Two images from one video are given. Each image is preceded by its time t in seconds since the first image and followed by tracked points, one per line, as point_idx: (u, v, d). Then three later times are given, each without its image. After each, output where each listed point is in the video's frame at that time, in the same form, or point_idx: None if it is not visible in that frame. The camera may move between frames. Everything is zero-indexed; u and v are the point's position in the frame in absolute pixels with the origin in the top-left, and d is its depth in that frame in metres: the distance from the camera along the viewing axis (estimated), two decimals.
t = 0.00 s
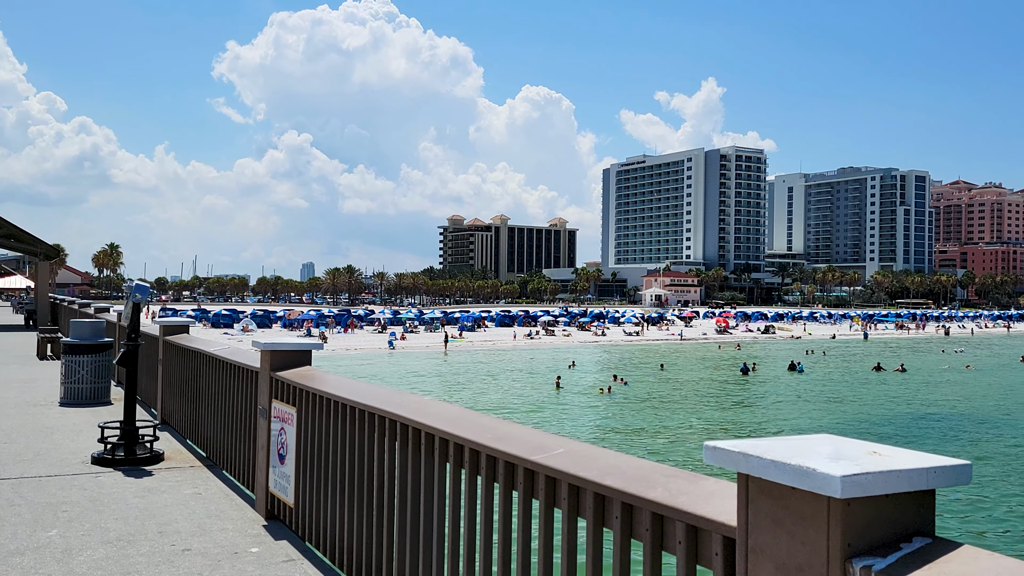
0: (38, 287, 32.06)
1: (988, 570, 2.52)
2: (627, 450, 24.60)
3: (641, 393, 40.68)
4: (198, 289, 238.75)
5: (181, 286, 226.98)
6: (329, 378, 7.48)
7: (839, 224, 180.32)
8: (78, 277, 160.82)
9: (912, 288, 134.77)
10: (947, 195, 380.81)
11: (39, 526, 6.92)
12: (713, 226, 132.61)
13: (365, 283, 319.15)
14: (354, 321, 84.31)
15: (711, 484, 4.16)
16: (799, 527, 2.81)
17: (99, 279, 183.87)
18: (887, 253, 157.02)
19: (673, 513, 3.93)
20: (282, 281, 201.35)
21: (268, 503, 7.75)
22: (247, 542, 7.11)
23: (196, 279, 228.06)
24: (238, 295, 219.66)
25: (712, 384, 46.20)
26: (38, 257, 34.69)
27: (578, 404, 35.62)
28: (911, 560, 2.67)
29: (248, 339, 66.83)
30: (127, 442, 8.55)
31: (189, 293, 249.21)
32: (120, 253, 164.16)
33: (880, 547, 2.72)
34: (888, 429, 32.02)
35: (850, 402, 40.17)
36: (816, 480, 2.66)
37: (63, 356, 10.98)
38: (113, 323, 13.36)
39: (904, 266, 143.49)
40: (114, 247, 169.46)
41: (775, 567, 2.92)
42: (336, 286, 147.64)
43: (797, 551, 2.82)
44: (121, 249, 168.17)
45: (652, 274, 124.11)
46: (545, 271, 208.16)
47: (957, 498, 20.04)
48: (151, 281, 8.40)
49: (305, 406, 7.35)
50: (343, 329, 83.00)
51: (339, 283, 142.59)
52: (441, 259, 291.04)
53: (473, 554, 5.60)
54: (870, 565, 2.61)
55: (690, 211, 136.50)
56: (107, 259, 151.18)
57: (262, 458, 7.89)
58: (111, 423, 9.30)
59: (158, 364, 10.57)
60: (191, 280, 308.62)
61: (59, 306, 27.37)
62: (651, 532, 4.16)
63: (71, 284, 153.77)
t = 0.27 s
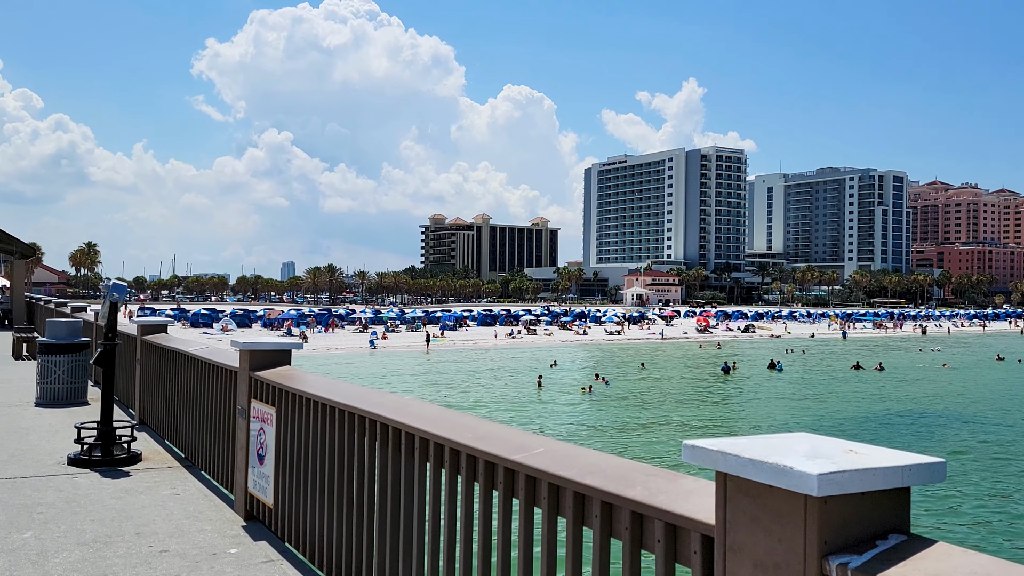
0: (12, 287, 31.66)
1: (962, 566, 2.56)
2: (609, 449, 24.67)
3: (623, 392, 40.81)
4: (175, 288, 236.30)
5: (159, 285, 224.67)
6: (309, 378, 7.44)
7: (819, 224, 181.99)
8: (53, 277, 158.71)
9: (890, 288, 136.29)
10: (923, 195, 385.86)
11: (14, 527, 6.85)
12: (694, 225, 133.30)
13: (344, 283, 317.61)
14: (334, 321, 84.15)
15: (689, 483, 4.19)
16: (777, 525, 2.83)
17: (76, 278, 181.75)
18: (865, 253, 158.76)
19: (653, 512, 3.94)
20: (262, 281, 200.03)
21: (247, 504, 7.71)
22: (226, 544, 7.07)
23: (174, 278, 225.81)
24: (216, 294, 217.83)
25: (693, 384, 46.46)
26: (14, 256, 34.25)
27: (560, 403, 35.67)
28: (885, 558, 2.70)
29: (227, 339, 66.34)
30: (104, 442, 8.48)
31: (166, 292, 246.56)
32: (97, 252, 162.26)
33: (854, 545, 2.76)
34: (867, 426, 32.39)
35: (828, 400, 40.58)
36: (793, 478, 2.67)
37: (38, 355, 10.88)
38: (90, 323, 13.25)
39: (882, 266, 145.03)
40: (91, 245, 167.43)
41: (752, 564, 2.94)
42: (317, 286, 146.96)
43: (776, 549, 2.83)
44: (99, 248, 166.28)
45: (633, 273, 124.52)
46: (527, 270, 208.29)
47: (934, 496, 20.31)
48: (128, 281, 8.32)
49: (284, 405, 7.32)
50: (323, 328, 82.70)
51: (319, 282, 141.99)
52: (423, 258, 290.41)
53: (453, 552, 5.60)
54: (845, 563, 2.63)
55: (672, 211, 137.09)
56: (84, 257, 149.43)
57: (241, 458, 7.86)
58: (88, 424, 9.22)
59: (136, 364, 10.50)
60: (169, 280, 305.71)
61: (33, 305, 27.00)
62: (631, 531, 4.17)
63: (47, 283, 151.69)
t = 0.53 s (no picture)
0: None
1: (940, 564, 2.59)
2: (592, 448, 24.74)
3: (607, 391, 40.92)
4: (155, 286, 234.40)
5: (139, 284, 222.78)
6: (290, 378, 7.42)
7: (800, 224, 183.46)
8: (31, 276, 156.95)
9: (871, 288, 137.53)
10: (903, 195, 389.39)
11: None
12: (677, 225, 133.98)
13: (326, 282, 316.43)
14: (317, 320, 83.95)
15: (670, 482, 4.20)
16: (757, 524, 2.84)
17: (54, 277, 179.84)
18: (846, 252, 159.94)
19: (634, 510, 3.95)
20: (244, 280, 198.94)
21: (228, 504, 7.68)
22: (207, 544, 7.03)
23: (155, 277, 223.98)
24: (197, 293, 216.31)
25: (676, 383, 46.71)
26: None
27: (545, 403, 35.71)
28: (864, 556, 2.73)
29: (207, 339, 65.97)
30: (83, 443, 8.42)
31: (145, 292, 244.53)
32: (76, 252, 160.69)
33: (833, 542, 2.78)
34: (846, 425, 32.69)
35: (808, 399, 40.90)
36: (774, 476, 2.69)
37: (17, 355, 10.79)
38: (69, 322, 13.14)
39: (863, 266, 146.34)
40: (70, 244, 165.78)
41: (733, 565, 2.96)
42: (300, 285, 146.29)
43: (755, 547, 2.85)
44: (78, 247, 164.71)
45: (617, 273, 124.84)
46: (511, 270, 208.35)
47: (913, 494, 20.50)
48: (108, 280, 8.26)
49: (265, 405, 7.29)
50: (306, 328, 82.47)
51: (302, 281, 141.37)
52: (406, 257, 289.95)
53: (437, 548, 5.59)
54: (827, 562, 2.64)
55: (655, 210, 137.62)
56: (63, 256, 147.87)
57: (222, 459, 7.82)
58: (66, 424, 9.14)
59: (115, 364, 10.41)
60: (150, 278, 303.20)
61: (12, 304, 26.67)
62: (612, 529, 4.18)
63: (25, 282, 149.97)
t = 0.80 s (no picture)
0: None
1: (920, 561, 2.62)
2: (577, 448, 24.78)
3: (593, 390, 40.99)
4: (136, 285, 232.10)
5: (120, 283, 220.57)
6: (274, 377, 7.39)
7: (784, 223, 184.60)
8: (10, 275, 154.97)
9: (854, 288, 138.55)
10: (886, 195, 392.24)
11: None
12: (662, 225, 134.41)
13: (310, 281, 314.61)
14: (301, 320, 83.64)
15: (653, 481, 4.22)
16: (739, 524, 2.86)
17: (34, 276, 177.66)
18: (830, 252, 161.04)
19: (617, 509, 3.96)
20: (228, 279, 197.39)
21: (211, 505, 7.64)
22: (189, 546, 6.99)
23: (136, 276, 221.75)
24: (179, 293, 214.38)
25: (660, 382, 46.87)
26: None
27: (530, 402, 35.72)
28: (845, 555, 2.75)
29: (190, 339, 65.47)
30: (64, 443, 8.36)
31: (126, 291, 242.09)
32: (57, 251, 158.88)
33: (815, 542, 2.80)
34: (829, 424, 32.93)
35: (791, 398, 41.16)
36: (756, 477, 2.70)
37: None
38: (49, 323, 13.05)
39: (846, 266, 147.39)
40: (51, 243, 163.93)
41: (716, 565, 2.97)
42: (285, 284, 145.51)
43: (736, 546, 2.87)
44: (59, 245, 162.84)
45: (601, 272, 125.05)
46: (496, 269, 208.24)
47: (894, 493, 20.68)
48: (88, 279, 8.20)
49: (248, 405, 7.26)
50: (290, 327, 82.15)
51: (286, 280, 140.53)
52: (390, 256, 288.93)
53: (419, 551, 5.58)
54: (806, 560, 2.67)
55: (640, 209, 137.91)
56: (43, 255, 146.08)
57: (205, 459, 7.78)
58: (47, 425, 9.07)
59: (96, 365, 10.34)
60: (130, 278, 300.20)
61: None
62: (596, 529, 4.19)
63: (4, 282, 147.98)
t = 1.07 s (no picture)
0: None
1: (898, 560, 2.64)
2: (560, 448, 24.83)
3: (578, 390, 41.07)
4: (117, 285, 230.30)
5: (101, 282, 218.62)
6: (255, 377, 7.36)
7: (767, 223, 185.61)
8: None
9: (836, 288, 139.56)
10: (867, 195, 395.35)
11: None
12: (646, 225, 134.86)
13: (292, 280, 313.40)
14: (284, 320, 83.32)
15: (632, 480, 4.24)
16: (718, 521, 2.88)
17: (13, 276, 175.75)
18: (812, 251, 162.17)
19: (598, 509, 3.97)
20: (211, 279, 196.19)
21: (192, 506, 7.60)
22: (169, 547, 6.95)
23: (117, 275, 220.04)
24: (161, 293, 212.84)
25: (644, 381, 47.04)
26: None
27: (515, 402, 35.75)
28: (823, 552, 2.77)
29: (170, 339, 65.04)
30: (43, 444, 8.31)
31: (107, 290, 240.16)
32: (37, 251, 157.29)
33: (793, 540, 2.81)
34: (812, 422, 33.20)
35: (773, 397, 41.44)
36: (733, 475, 2.72)
37: None
38: (29, 323, 12.97)
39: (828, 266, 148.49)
40: (30, 241, 162.27)
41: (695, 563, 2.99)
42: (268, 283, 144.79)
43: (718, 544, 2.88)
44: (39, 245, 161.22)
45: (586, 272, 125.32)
46: (481, 268, 208.25)
47: (874, 491, 20.85)
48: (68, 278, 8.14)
49: (229, 405, 7.23)
50: (272, 327, 81.85)
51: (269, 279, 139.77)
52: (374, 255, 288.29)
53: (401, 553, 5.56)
54: (784, 557, 2.69)
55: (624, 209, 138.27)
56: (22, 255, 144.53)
57: (185, 461, 7.75)
58: (25, 427, 9.01)
59: (76, 365, 10.27)
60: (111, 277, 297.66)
61: None
62: (576, 528, 4.21)
63: None
